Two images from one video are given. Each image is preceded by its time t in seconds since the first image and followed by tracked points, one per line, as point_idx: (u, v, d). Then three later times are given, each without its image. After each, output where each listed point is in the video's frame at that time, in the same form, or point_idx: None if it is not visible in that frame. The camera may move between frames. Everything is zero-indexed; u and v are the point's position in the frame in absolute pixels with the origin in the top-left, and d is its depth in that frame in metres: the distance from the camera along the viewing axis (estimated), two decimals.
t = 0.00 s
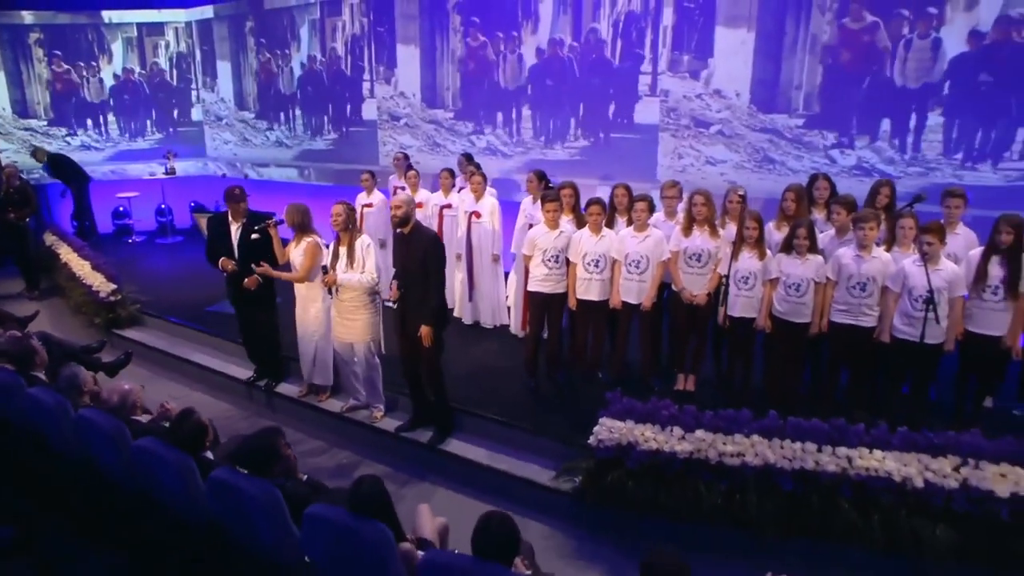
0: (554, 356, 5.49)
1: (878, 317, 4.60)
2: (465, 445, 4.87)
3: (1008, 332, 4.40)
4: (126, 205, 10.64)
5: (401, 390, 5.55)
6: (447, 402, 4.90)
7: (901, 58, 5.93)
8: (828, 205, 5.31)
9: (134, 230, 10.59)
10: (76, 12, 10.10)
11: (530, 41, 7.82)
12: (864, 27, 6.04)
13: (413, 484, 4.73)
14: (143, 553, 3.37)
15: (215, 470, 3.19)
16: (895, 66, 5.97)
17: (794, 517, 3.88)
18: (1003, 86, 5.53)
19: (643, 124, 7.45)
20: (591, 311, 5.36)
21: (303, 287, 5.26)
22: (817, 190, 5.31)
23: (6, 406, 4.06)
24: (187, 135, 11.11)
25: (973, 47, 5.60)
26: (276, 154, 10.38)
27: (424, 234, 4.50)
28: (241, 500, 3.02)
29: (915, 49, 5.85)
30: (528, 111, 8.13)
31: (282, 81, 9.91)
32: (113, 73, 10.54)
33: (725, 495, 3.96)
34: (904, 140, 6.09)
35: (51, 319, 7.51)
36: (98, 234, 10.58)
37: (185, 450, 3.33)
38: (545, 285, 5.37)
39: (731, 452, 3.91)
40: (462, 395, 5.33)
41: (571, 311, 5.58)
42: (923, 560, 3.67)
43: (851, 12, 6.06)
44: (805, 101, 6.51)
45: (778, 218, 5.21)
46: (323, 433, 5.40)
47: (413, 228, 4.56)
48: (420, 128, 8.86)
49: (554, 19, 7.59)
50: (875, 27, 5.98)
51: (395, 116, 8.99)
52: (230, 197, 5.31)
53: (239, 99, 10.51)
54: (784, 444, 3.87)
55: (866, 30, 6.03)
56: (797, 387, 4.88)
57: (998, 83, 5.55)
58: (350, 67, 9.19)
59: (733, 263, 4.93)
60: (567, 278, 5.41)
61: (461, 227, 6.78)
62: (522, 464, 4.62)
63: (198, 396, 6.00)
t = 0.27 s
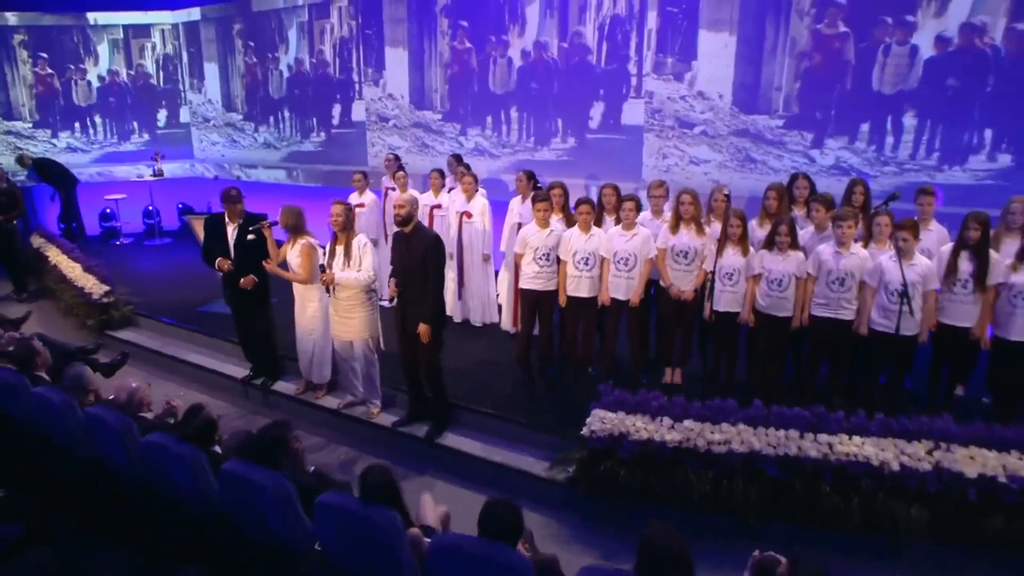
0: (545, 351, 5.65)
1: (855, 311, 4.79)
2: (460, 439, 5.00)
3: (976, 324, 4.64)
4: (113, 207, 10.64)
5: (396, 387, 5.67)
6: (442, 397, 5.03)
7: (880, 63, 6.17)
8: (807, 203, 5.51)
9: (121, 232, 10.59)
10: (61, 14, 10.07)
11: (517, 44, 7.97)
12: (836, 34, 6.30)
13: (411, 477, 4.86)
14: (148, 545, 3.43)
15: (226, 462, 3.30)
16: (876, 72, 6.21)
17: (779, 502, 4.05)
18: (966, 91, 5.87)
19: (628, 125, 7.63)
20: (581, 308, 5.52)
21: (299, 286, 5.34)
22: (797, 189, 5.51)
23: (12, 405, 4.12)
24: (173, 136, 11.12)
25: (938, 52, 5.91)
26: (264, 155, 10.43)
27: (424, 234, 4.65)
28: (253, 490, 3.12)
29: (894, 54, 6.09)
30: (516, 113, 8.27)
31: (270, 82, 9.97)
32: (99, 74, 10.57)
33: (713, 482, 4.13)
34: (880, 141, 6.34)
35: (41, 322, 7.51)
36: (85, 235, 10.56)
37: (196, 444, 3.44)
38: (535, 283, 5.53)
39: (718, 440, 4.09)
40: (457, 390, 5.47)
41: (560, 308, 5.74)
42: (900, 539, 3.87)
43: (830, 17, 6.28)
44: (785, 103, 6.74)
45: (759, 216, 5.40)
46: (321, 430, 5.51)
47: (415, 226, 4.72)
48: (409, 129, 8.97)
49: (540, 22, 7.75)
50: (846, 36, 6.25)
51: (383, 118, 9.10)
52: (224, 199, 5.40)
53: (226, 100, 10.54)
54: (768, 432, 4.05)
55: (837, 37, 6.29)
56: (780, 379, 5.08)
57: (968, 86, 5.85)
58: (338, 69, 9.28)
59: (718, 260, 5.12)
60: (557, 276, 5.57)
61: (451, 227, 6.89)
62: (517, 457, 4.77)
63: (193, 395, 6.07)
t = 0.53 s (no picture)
0: (535, 347, 5.81)
1: (833, 305, 5.01)
2: (455, 433, 5.14)
3: (946, 316, 4.87)
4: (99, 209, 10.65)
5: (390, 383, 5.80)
6: (437, 392, 5.17)
7: (859, 62, 6.38)
8: (787, 202, 5.72)
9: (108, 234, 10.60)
10: (45, 15, 10.05)
11: (505, 47, 8.13)
12: (805, 37, 6.57)
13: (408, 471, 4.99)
14: (168, 533, 3.60)
15: (235, 455, 3.42)
16: (855, 69, 6.42)
17: (761, 488, 4.24)
18: (937, 91, 6.13)
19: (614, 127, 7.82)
20: (570, 304, 5.68)
21: (291, 284, 5.41)
22: (777, 189, 5.71)
23: (16, 405, 4.19)
24: (160, 138, 11.14)
25: (910, 55, 6.16)
26: (252, 156, 10.50)
27: (422, 236, 4.78)
28: (262, 481, 3.24)
29: (872, 55, 6.31)
30: (503, 114, 8.42)
31: (258, 84, 10.03)
32: (84, 76, 10.52)
33: (700, 470, 4.30)
34: (856, 142, 6.58)
35: (32, 324, 7.53)
36: (72, 237, 10.57)
37: (203, 438, 3.56)
38: (526, 281, 5.69)
39: (705, 430, 4.26)
40: (450, 386, 5.62)
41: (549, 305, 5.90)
42: (876, 521, 4.08)
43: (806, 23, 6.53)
44: (765, 105, 6.96)
45: (742, 215, 5.60)
46: (317, 426, 5.63)
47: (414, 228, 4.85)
48: (397, 130, 9.08)
49: (527, 26, 7.92)
50: (816, 39, 6.52)
51: (372, 120, 9.21)
52: (219, 200, 5.48)
53: (213, 102, 10.59)
54: (752, 421, 4.24)
55: (807, 41, 6.57)
56: (761, 371, 5.27)
57: (937, 87, 6.11)
58: (326, 71, 9.37)
59: (702, 257, 5.30)
60: (546, 274, 5.73)
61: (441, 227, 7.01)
62: (511, 449, 4.92)
63: (189, 394, 6.16)
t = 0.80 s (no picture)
0: (525, 345, 5.95)
1: (814, 302, 5.18)
2: (448, 429, 5.26)
3: (921, 311, 5.07)
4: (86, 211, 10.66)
5: (384, 381, 5.92)
6: (431, 389, 5.29)
7: (833, 72, 6.61)
8: (768, 201, 5.90)
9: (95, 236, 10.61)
10: (30, 17, 10.03)
11: (492, 50, 8.27)
12: (777, 40, 6.81)
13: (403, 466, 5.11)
14: (168, 526, 3.70)
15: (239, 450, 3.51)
16: (830, 79, 6.65)
17: (745, 477, 4.40)
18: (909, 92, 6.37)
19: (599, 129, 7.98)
20: (558, 303, 5.83)
21: (283, 283, 5.48)
22: (759, 189, 5.89)
23: (17, 405, 4.26)
24: (147, 139, 11.16)
25: (883, 60, 6.40)
26: (239, 158, 10.55)
27: (417, 238, 4.92)
28: (268, 474, 3.34)
29: (844, 63, 6.54)
30: (490, 116, 8.56)
31: (246, 86, 10.09)
32: (69, 77, 10.52)
33: (686, 461, 4.46)
34: (834, 143, 6.80)
35: (23, 327, 7.55)
36: (59, 239, 10.57)
37: (206, 435, 3.66)
38: (516, 280, 5.83)
39: (691, 422, 4.42)
40: (443, 383, 5.74)
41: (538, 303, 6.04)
42: (855, 507, 4.26)
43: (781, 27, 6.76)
44: (746, 108, 7.16)
45: (725, 214, 5.77)
46: (311, 424, 5.72)
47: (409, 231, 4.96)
48: (386, 132, 9.19)
49: (513, 29, 8.06)
50: (787, 42, 6.76)
51: (360, 122, 9.32)
52: (214, 203, 5.56)
53: (200, 104, 10.63)
54: (736, 414, 4.40)
55: (779, 44, 6.80)
56: (745, 366, 5.45)
57: (910, 93, 6.37)
58: (315, 73, 9.46)
59: (688, 256, 5.48)
60: (536, 273, 5.88)
61: (432, 227, 7.12)
62: (503, 444, 5.05)
63: (183, 394, 6.23)
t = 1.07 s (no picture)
0: (512, 342, 6.11)
1: (790, 297, 5.39)
2: (440, 424, 5.40)
3: (891, 306, 5.31)
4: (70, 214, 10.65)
5: (375, 380, 6.05)
6: (421, 386, 5.42)
7: (803, 75, 6.90)
8: (746, 201, 6.12)
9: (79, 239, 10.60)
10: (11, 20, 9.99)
11: (476, 53, 8.42)
12: (750, 45, 7.07)
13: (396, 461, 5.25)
14: (171, 520, 3.81)
15: (240, 446, 3.62)
16: (801, 83, 6.94)
17: (726, 466, 4.60)
18: (878, 96, 6.65)
19: (582, 131, 8.16)
20: (544, 301, 6.00)
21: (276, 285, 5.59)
22: (737, 189, 6.10)
23: (17, 405, 4.34)
24: (131, 142, 11.16)
25: (852, 64, 6.68)
26: (225, 160, 10.61)
27: (409, 240, 5.07)
28: (270, 469, 3.46)
29: (814, 65, 6.83)
30: (475, 118, 8.72)
31: (230, 89, 10.16)
32: (50, 80, 10.46)
33: (670, 451, 4.64)
34: (809, 145, 7.05)
35: (10, 330, 7.56)
36: (43, 243, 10.54)
37: (207, 432, 3.77)
38: (503, 279, 5.99)
39: (675, 415, 4.60)
40: (433, 381, 5.88)
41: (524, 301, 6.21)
42: (830, 494, 4.48)
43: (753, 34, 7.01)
44: (724, 110, 7.39)
45: (705, 214, 5.97)
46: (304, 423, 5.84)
47: (402, 233, 5.10)
48: (372, 135, 9.31)
49: (497, 33, 8.23)
50: (759, 46, 7.03)
51: (346, 124, 9.42)
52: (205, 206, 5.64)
53: (185, 106, 10.69)
54: (718, 406, 4.59)
55: (751, 48, 7.06)
56: (725, 360, 5.65)
57: (879, 96, 6.65)
58: (300, 77, 9.55)
59: (670, 255, 5.67)
60: (523, 273, 6.04)
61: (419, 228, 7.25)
62: (493, 438, 5.20)
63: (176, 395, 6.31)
